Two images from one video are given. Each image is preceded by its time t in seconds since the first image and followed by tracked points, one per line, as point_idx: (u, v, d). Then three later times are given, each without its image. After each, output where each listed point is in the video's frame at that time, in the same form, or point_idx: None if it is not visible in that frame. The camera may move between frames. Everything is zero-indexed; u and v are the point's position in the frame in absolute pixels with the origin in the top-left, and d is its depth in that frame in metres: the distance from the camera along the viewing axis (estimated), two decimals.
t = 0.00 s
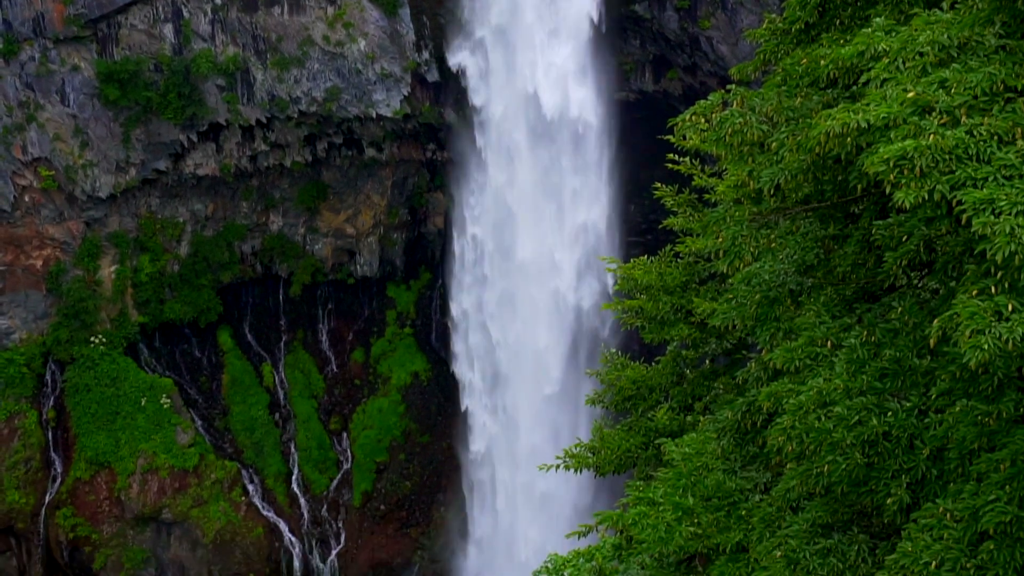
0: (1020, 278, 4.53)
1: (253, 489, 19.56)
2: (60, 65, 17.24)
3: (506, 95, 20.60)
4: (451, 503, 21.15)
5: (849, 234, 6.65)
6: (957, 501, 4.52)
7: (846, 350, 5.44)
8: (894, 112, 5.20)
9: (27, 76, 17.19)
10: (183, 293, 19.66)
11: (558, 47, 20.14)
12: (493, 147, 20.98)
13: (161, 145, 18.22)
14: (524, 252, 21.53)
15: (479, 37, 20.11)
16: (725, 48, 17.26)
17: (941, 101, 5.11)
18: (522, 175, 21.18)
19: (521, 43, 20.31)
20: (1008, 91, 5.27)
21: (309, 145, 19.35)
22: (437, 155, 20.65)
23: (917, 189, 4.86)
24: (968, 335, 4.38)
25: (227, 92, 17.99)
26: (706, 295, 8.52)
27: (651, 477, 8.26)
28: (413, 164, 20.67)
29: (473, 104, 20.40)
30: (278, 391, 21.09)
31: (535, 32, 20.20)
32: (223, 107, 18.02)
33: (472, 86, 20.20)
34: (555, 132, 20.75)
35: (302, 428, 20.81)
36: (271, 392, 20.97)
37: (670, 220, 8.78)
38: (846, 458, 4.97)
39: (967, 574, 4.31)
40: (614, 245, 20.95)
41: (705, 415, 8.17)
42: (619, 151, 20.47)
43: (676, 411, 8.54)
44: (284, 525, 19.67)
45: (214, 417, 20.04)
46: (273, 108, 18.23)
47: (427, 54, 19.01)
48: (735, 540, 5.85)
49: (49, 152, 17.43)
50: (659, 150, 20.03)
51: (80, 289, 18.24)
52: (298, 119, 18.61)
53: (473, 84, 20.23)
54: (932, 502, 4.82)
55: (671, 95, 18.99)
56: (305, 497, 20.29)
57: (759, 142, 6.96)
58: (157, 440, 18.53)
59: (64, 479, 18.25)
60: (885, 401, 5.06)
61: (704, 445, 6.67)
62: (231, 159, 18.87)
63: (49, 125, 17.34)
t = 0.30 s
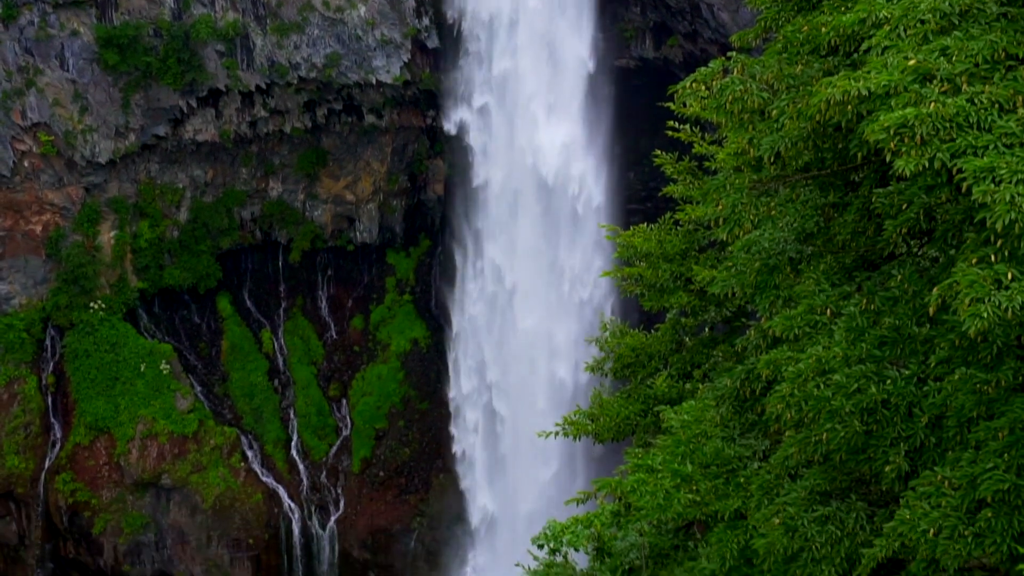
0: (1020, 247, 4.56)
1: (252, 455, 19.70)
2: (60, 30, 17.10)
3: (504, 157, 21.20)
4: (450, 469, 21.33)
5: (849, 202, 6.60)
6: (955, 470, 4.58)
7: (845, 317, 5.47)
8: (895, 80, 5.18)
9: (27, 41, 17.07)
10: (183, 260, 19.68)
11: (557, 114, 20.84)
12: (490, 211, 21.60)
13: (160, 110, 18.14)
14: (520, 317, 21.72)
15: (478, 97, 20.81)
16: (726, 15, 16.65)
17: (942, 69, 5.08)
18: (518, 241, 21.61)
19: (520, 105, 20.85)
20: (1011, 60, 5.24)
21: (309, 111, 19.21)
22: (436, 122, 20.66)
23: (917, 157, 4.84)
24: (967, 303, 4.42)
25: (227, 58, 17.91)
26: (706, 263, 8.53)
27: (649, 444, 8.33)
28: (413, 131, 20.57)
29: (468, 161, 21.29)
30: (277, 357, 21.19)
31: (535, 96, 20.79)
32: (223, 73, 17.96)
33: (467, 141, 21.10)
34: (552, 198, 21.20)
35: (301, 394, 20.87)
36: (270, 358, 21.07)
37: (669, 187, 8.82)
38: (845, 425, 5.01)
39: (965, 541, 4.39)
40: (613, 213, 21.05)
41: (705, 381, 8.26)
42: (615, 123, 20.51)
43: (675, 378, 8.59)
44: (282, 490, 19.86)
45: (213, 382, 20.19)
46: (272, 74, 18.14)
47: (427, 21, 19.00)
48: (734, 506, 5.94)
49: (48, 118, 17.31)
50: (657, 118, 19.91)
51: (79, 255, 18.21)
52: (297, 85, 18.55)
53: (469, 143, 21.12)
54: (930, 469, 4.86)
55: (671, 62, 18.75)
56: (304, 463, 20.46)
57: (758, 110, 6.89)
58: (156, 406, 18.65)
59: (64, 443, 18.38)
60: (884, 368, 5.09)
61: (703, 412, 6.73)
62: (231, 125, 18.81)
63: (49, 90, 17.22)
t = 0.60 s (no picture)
0: (1021, 214, 4.57)
1: (252, 419, 19.84)
2: None
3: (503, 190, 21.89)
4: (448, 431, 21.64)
5: (850, 168, 6.59)
6: (954, 436, 4.65)
7: (846, 284, 5.48)
8: (897, 46, 5.16)
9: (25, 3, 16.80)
10: (182, 224, 19.69)
11: (557, 179, 21.66)
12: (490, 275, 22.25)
13: (160, 74, 18.06)
14: (519, 384, 22.01)
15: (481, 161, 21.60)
16: None
17: (943, 36, 5.07)
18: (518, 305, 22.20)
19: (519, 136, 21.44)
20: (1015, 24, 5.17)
21: (309, 75, 19.03)
22: (435, 88, 20.30)
23: (919, 123, 4.81)
24: (968, 270, 4.45)
25: (226, 22, 17.84)
26: (706, 229, 8.58)
27: (648, 410, 8.43)
28: (413, 96, 20.26)
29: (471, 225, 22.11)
30: (277, 321, 21.30)
31: (534, 96, 21.22)
32: (223, 37, 17.90)
33: (469, 202, 21.99)
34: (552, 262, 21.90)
35: (301, 359, 20.98)
36: (270, 322, 21.18)
37: (670, 153, 8.81)
38: (844, 392, 5.05)
39: (964, 507, 4.49)
40: (612, 178, 21.12)
41: (704, 347, 8.35)
42: (614, 91, 20.57)
43: (675, 344, 8.70)
44: (282, 455, 20.01)
45: (213, 347, 20.38)
46: (272, 38, 18.02)
47: None
48: (733, 472, 6.02)
49: (48, 81, 17.20)
50: (658, 83, 19.94)
51: (79, 219, 18.23)
52: (298, 49, 18.38)
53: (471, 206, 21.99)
54: (929, 436, 4.92)
55: (673, 28, 18.83)
56: (304, 428, 20.64)
57: (760, 76, 6.84)
58: (157, 369, 18.75)
59: (64, 407, 18.50)
60: (884, 335, 5.12)
61: (703, 378, 6.83)
62: (231, 88, 18.70)
63: (49, 53, 17.10)
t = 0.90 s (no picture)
0: None
1: (254, 385, 19.97)
2: None
3: (502, 161, 21.53)
4: (448, 399, 21.72)
5: (852, 135, 6.60)
6: (955, 404, 4.69)
7: (847, 251, 5.43)
8: (900, 13, 5.13)
9: None
10: (183, 189, 19.73)
11: (557, 215, 21.50)
12: (489, 346, 21.99)
13: (162, 39, 18.14)
14: (518, 356, 21.91)
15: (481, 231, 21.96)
16: None
17: (946, 3, 5.08)
18: (517, 373, 21.92)
19: (519, 106, 21.09)
20: None
21: (311, 41, 18.90)
22: (437, 53, 20.19)
23: (922, 90, 4.80)
24: (971, 237, 4.46)
25: None
26: (707, 196, 8.58)
27: (649, 376, 8.50)
28: (416, 62, 20.10)
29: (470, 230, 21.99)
30: (279, 287, 21.39)
31: (533, 65, 20.76)
32: (224, 2, 17.99)
33: (468, 238, 22.00)
34: (553, 302, 21.62)
35: (303, 325, 21.09)
36: (271, 289, 21.27)
37: (671, 120, 8.76)
38: (845, 359, 5.08)
39: (964, 475, 4.57)
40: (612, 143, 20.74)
41: (705, 315, 8.39)
42: (618, 58, 20.34)
43: (676, 311, 8.73)
44: (284, 421, 20.16)
45: (215, 313, 20.48)
46: (273, 3, 18.02)
47: None
48: (734, 439, 6.10)
49: (48, 45, 17.23)
50: (663, 50, 19.92)
51: (80, 183, 18.30)
52: (299, 14, 18.26)
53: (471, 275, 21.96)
54: (929, 403, 4.98)
55: None
56: (306, 394, 20.76)
57: (762, 43, 6.78)
58: (158, 335, 18.88)
59: (65, 372, 18.62)
60: (885, 303, 5.14)
61: (704, 345, 6.80)
62: (232, 54, 18.62)
63: (49, 17, 17.11)
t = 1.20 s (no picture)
0: None
1: (255, 354, 20.13)
2: None
3: (501, 133, 21.18)
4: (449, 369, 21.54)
5: (855, 105, 6.49)
6: (956, 373, 4.71)
7: (849, 221, 5.47)
8: None
9: None
10: (184, 158, 19.80)
11: (557, 188, 20.96)
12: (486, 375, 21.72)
13: (163, 8, 18.03)
14: (518, 329, 21.50)
15: (482, 285, 21.98)
16: None
17: None
18: (512, 402, 21.54)
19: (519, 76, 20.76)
20: None
21: (312, 9, 18.95)
22: (439, 22, 20.22)
23: (925, 59, 4.78)
24: (973, 207, 4.48)
25: None
26: (709, 166, 8.59)
27: (650, 345, 8.56)
28: (416, 31, 20.09)
29: (470, 203, 21.85)
30: (280, 257, 21.41)
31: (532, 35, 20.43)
32: None
33: (469, 211, 21.89)
34: (553, 276, 21.26)
35: (303, 295, 21.18)
36: (272, 259, 21.28)
37: (673, 89, 8.74)
38: (847, 328, 5.11)
39: (966, 445, 4.56)
40: (611, 111, 20.09)
41: (707, 284, 8.43)
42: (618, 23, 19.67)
43: (677, 281, 8.77)
44: (285, 390, 20.32)
45: (216, 282, 20.61)
46: None
47: None
48: (735, 409, 6.11)
49: (49, 14, 17.23)
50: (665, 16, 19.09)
51: (81, 152, 18.36)
52: None
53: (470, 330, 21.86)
54: (930, 372, 5.00)
55: None
56: (307, 362, 20.90)
57: (763, 11, 6.73)
58: (159, 304, 18.97)
59: (66, 341, 18.74)
60: (887, 272, 5.18)
61: (705, 315, 6.85)
62: (233, 23, 18.73)
63: None
